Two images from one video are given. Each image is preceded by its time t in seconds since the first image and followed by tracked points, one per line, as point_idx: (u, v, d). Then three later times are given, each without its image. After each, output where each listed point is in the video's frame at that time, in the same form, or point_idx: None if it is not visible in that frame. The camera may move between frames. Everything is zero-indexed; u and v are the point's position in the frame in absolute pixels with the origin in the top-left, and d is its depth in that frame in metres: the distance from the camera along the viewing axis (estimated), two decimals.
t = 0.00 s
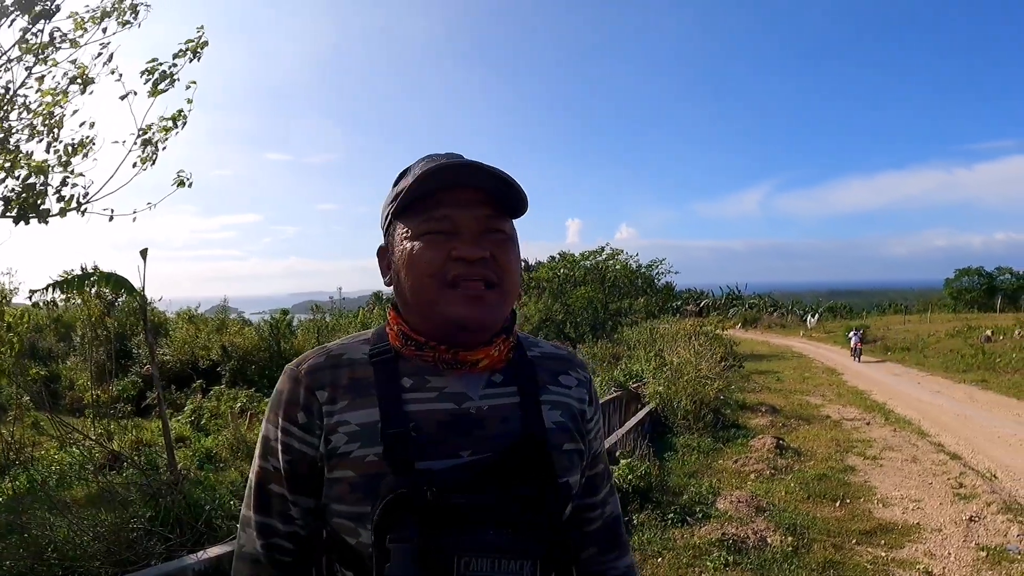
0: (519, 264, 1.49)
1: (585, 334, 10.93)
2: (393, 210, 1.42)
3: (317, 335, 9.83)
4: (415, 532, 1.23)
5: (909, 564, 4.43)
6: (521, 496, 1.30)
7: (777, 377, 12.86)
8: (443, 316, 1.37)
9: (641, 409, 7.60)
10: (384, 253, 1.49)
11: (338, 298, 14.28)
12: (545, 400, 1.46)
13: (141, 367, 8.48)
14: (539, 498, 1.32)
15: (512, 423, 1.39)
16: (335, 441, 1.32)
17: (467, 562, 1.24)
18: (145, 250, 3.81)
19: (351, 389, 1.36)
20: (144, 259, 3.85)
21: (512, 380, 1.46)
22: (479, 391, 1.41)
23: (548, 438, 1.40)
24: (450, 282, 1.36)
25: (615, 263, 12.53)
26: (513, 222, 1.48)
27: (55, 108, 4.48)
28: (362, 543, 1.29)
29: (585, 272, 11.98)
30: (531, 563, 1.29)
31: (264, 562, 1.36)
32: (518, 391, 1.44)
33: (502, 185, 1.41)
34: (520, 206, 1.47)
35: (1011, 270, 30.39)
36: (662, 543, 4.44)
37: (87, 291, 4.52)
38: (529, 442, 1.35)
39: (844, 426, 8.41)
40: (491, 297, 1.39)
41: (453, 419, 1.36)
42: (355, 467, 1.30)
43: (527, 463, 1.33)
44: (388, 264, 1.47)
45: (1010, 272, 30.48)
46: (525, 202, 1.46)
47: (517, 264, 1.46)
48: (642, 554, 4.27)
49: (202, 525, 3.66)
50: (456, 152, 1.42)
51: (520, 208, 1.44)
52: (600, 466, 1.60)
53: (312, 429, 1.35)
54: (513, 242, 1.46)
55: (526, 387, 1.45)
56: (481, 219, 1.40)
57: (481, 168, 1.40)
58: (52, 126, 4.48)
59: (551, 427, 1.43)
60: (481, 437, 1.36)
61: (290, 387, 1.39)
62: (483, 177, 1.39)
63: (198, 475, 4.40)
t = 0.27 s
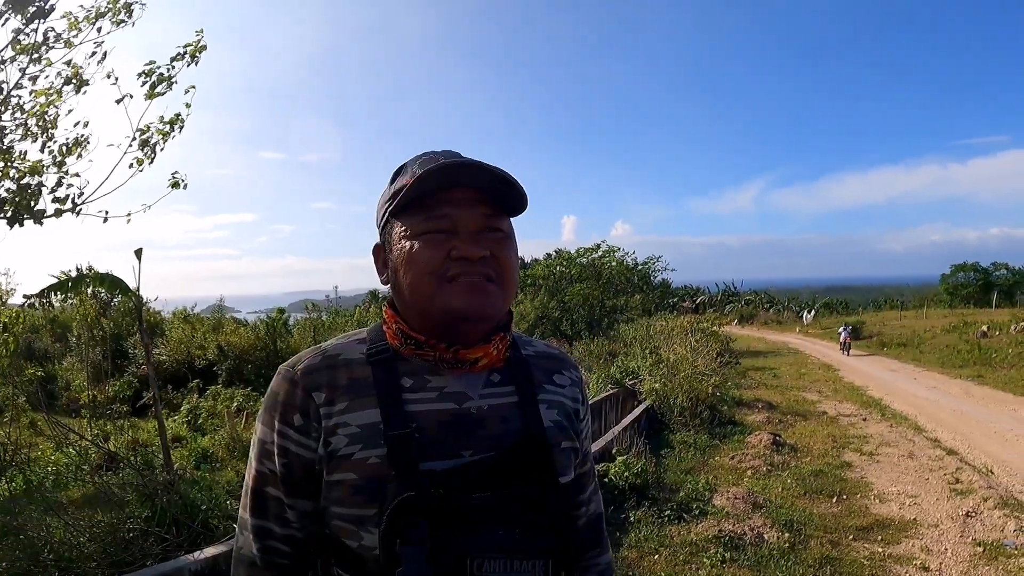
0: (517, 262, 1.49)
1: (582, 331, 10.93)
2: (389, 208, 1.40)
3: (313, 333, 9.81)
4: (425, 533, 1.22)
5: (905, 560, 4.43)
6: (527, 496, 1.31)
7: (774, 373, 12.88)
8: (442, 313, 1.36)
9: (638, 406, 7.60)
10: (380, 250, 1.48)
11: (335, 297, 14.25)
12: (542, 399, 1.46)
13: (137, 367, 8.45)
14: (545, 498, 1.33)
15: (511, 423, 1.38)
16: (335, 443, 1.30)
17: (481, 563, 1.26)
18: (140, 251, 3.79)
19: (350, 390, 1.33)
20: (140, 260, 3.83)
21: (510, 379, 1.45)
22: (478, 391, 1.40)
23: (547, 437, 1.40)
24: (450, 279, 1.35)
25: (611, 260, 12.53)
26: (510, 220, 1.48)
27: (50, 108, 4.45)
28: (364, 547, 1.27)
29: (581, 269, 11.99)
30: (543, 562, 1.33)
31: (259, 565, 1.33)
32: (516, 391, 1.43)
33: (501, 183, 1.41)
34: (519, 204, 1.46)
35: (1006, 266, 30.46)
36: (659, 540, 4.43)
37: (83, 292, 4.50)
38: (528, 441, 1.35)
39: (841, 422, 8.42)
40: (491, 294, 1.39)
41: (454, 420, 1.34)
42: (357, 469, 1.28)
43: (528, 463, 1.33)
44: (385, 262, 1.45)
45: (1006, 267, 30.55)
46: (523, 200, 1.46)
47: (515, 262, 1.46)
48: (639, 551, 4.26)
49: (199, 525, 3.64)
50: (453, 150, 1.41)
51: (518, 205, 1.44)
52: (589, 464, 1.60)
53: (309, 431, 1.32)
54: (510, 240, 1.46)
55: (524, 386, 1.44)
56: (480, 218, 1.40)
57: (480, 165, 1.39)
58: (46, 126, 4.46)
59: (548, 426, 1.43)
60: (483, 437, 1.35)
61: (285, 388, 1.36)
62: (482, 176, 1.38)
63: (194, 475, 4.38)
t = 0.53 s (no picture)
0: (511, 254, 1.45)
1: (582, 329, 10.93)
2: (377, 211, 1.42)
3: (313, 331, 9.80)
4: (433, 532, 1.23)
5: (906, 557, 4.44)
6: (535, 496, 1.31)
7: (774, 371, 12.89)
8: (433, 311, 1.35)
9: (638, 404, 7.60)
10: (376, 256, 1.49)
11: (334, 295, 14.25)
12: (548, 398, 1.45)
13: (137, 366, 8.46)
14: (552, 498, 1.33)
15: (518, 421, 1.38)
16: (342, 441, 1.29)
17: (489, 562, 1.27)
18: (141, 250, 3.79)
19: (358, 386, 1.33)
20: (141, 259, 3.82)
21: (517, 377, 1.44)
22: (485, 388, 1.39)
23: (554, 436, 1.40)
24: (436, 277, 1.34)
25: (611, 258, 12.53)
26: (501, 211, 1.45)
27: (50, 107, 4.44)
28: (370, 546, 1.27)
29: (581, 266, 11.98)
30: (551, 560, 1.33)
31: (257, 560, 1.33)
32: (523, 389, 1.43)
33: (479, 175, 1.39)
34: (504, 194, 1.43)
35: (1006, 263, 30.46)
36: (659, 537, 4.43)
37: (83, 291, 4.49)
38: (535, 440, 1.35)
39: (841, 420, 8.42)
40: (480, 289, 1.37)
41: (462, 417, 1.34)
42: (364, 467, 1.28)
43: (535, 462, 1.33)
44: (380, 268, 1.47)
45: (1006, 264, 30.54)
46: (507, 190, 1.43)
47: (506, 253, 1.42)
48: (640, 549, 4.27)
49: (200, 524, 3.64)
50: (432, 147, 1.40)
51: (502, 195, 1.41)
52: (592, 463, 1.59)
53: (317, 428, 1.31)
54: (501, 232, 1.43)
55: (530, 385, 1.43)
56: (463, 212, 1.38)
57: (455, 159, 1.38)
58: (46, 125, 4.45)
59: (555, 425, 1.42)
60: (490, 436, 1.34)
61: (291, 384, 1.35)
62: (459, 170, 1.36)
63: (195, 473, 4.38)
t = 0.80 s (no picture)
0: (505, 255, 1.45)
1: (580, 327, 10.93)
2: (371, 211, 1.42)
3: (312, 329, 9.79)
4: (421, 529, 1.22)
5: (903, 555, 4.44)
6: (527, 490, 1.30)
7: (772, 369, 12.90)
8: (426, 310, 1.35)
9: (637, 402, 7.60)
10: (372, 256, 1.49)
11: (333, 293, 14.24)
12: (544, 395, 1.45)
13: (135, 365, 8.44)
14: (543, 494, 1.31)
15: (512, 419, 1.37)
16: (337, 439, 1.30)
17: (474, 559, 1.25)
18: (139, 248, 3.78)
19: (352, 385, 1.34)
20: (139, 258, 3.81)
21: (511, 374, 1.44)
22: (478, 385, 1.39)
23: (549, 433, 1.39)
24: (429, 277, 1.33)
25: (610, 256, 12.53)
26: (495, 211, 1.44)
27: (48, 105, 4.43)
28: (366, 545, 1.27)
29: (579, 265, 11.97)
30: (537, 558, 1.29)
31: (264, 563, 1.32)
32: (517, 386, 1.43)
33: (473, 175, 1.38)
34: (498, 195, 1.42)
35: (1004, 262, 30.49)
36: (657, 535, 4.44)
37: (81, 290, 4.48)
38: (528, 438, 1.34)
39: (839, 418, 8.43)
40: (472, 288, 1.36)
41: (454, 415, 1.34)
42: (358, 466, 1.28)
43: (530, 459, 1.33)
44: (376, 267, 1.47)
45: (1004, 263, 30.57)
46: (502, 190, 1.42)
47: (500, 253, 1.41)
48: (638, 547, 4.27)
49: (198, 522, 3.63)
50: (426, 148, 1.40)
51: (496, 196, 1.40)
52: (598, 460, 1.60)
53: (313, 426, 1.32)
54: (495, 233, 1.42)
55: (525, 381, 1.43)
56: (456, 212, 1.37)
57: (450, 159, 1.37)
58: (44, 123, 4.43)
59: (550, 422, 1.41)
60: (483, 434, 1.34)
61: (289, 383, 1.36)
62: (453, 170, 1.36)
63: (192, 471, 4.37)
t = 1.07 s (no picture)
0: (509, 258, 1.45)
1: (580, 327, 10.93)
2: (378, 208, 1.42)
3: (312, 328, 9.79)
4: (411, 525, 1.21)
5: (903, 555, 4.45)
6: (523, 488, 1.29)
7: (772, 369, 12.90)
8: (428, 310, 1.36)
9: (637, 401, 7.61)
10: (376, 252, 1.50)
11: (333, 292, 14.25)
12: (546, 393, 1.44)
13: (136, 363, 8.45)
14: (538, 491, 1.30)
15: (512, 417, 1.37)
16: (334, 436, 1.32)
17: (462, 553, 1.23)
18: (139, 246, 3.78)
19: (349, 384, 1.35)
20: (140, 257, 3.81)
21: (512, 372, 1.44)
22: (477, 384, 1.39)
23: (549, 431, 1.39)
24: (433, 277, 1.34)
25: (610, 255, 12.53)
26: (501, 213, 1.44)
27: (49, 103, 4.44)
28: (361, 540, 1.29)
29: (580, 264, 11.97)
30: (525, 555, 1.25)
31: (264, 551, 1.38)
32: (518, 383, 1.42)
33: (479, 177, 1.38)
34: (504, 197, 1.42)
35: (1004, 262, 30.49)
36: (657, 534, 4.44)
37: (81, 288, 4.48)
38: (527, 436, 1.34)
39: (839, 418, 8.43)
40: (475, 290, 1.37)
41: (452, 413, 1.34)
42: (354, 462, 1.30)
43: (530, 458, 1.32)
44: (380, 264, 1.48)
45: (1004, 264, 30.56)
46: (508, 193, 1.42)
47: (504, 256, 1.42)
48: (638, 546, 4.28)
49: (199, 520, 3.65)
50: (434, 147, 1.40)
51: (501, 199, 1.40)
52: (605, 458, 1.60)
53: (310, 423, 1.35)
54: (499, 235, 1.42)
55: (526, 379, 1.42)
56: (461, 213, 1.37)
57: (457, 160, 1.37)
58: (45, 121, 4.44)
59: (551, 419, 1.41)
60: (481, 431, 1.34)
61: (289, 381, 1.39)
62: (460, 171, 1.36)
63: (193, 469, 4.38)
